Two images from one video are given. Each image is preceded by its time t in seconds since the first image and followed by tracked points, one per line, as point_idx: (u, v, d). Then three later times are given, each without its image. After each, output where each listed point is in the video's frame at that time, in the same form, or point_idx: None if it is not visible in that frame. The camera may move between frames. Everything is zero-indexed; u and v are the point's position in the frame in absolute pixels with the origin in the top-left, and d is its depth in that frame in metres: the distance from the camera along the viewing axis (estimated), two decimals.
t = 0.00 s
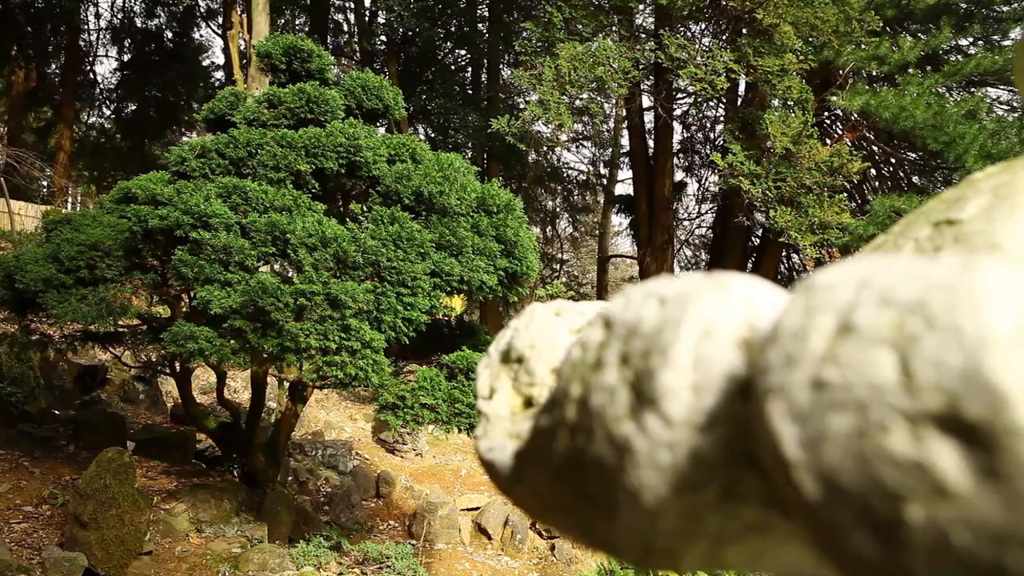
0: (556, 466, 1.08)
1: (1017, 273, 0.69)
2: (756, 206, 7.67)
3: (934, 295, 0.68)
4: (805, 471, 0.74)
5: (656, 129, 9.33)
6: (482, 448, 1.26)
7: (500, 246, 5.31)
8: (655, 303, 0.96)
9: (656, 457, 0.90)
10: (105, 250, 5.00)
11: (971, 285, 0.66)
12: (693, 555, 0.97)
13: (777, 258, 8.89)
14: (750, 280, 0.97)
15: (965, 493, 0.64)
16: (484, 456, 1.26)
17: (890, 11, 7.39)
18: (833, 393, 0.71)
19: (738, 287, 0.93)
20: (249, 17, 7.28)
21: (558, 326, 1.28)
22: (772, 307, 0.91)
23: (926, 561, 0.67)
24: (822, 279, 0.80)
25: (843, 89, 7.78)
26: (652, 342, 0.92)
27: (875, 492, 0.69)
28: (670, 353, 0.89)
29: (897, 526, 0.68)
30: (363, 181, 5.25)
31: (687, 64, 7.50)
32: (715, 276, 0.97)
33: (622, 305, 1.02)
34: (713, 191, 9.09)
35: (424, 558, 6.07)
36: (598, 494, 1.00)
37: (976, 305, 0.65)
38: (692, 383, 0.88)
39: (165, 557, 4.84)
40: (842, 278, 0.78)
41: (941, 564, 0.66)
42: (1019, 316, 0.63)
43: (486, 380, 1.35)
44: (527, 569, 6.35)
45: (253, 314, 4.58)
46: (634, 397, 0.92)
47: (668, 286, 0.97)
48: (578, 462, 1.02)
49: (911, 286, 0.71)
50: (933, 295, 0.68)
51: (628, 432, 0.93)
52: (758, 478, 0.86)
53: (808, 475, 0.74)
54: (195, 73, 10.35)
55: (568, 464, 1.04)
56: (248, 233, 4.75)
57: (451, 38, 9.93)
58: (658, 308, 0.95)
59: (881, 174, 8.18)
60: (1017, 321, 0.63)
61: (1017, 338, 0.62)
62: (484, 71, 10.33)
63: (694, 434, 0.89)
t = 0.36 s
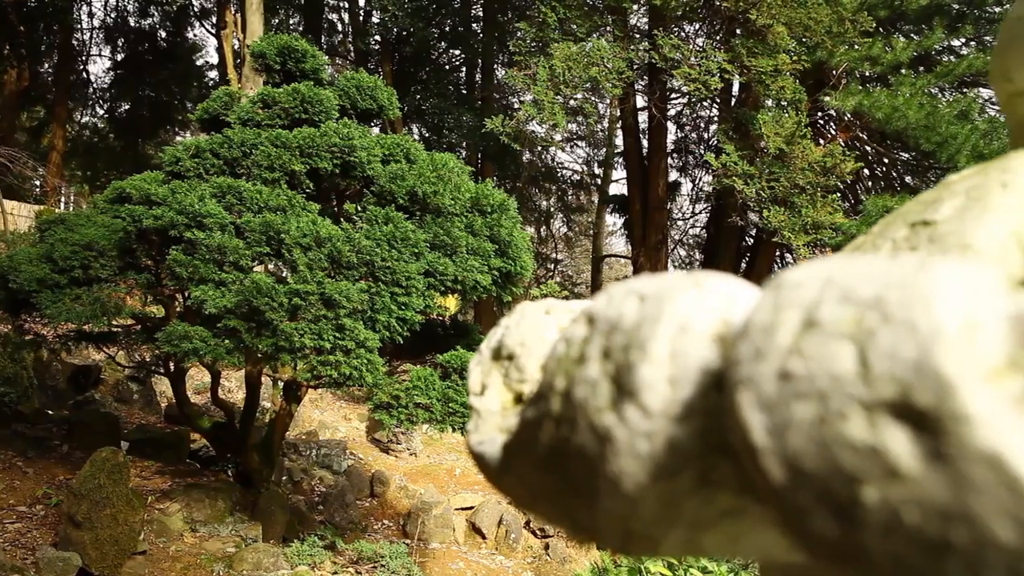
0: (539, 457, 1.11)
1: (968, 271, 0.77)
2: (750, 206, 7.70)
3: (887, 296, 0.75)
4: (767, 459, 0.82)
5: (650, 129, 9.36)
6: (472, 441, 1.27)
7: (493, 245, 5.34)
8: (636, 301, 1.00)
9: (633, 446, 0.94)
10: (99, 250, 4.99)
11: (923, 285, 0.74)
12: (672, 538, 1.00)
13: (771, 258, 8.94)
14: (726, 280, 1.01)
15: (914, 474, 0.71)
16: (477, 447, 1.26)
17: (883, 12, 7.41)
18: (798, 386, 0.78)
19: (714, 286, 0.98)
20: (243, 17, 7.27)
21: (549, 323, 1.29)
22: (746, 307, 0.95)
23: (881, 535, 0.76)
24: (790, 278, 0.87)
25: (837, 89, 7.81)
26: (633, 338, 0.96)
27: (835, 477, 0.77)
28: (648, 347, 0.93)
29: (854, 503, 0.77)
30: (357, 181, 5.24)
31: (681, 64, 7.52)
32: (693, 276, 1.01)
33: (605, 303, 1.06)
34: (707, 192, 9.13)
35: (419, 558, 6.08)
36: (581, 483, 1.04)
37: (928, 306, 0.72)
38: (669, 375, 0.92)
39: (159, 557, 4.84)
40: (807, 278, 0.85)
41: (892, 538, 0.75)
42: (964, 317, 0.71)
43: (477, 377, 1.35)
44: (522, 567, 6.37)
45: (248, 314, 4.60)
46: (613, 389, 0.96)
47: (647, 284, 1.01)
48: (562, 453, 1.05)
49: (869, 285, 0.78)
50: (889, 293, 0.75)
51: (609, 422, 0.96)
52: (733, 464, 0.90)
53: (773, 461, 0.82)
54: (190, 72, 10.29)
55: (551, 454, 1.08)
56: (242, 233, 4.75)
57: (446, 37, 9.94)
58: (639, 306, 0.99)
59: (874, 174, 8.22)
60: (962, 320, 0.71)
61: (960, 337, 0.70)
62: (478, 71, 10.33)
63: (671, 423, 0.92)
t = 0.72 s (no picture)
0: (525, 448, 1.08)
1: (927, 273, 0.76)
2: (743, 206, 7.73)
3: (854, 291, 0.74)
4: (738, 449, 0.79)
5: (643, 129, 9.37)
6: (464, 437, 1.22)
7: (487, 245, 5.35)
8: (619, 299, 0.98)
9: (614, 438, 0.91)
10: (93, 250, 4.98)
11: (883, 280, 0.73)
12: (651, 528, 0.96)
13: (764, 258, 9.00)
14: (706, 280, 0.99)
15: (874, 462, 0.69)
16: (470, 443, 1.21)
17: (876, 13, 7.45)
18: (764, 376, 0.76)
19: (693, 284, 0.96)
20: (236, 17, 7.26)
21: (539, 320, 1.24)
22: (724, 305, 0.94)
23: (842, 521, 0.73)
24: (762, 277, 0.84)
25: (829, 90, 7.85)
26: (614, 334, 0.94)
27: (801, 465, 0.74)
28: (629, 343, 0.92)
29: (818, 492, 0.74)
30: (351, 181, 5.25)
31: (675, 64, 7.55)
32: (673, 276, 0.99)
33: (588, 300, 1.03)
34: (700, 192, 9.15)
35: (413, 558, 6.09)
36: (564, 475, 1.01)
37: (888, 302, 0.71)
38: (649, 371, 0.90)
39: (153, 557, 4.84)
40: (776, 277, 0.83)
41: (854, 523, 0.72)
42: (921, 311, 0.70)
43: (469, 375, 1.29)
44: (516, 567, 6.39)
45: (241, 314, 4.60)
46: (597, 383, 0.94)
47: (630, 284, 1.00)
48: (547, 448, 1.02)
49: (837, 281, 0.76)
50: (853, 292, 0.73)
51: (592, 415, 0.94)
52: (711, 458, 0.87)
53: (743, 452, 0.79)
54: (182, 71, 10.32)
55: (535, 447, 1.05)
56: (235, 233, 4.75)
57: (440, 37, 9.96)
58: (622, 304, 0.97)
59: (866, 174, 8.27)
60: (920, 314, 0.70)
61: (918, 330, 0.69)
62: (472, 71, 10.33)
63: (651, 417, 0.90)
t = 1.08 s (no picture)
0: (517, 443, 1.10)
1: (902, 274, 0.80)
2: (738, 206, 7.74)
3: (826, 291, 0.78)
4: (719, 441, 0.83)
5: (639, 130, 9.39)
6: (458, 434, 1.23)
7: (482, 245, 5.37)
8: (606, 297, 1.00)
9: (601, 432, 0.93)
10: (88, 250, 4.98)
11: (857, 281, 0.77)
12: (636, 519, 0.98)
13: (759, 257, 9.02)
14: (692, 280, 1.01)
15: (845, 452, 0.74)
16: (465, 441, 1.22)
17: (870, 14, 7.48)
18: (743, 370, 0.81)
19: (679, 284, 0.99)
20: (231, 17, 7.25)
21: (531, 320, 1.24)
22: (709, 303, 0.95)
23: (815, 508, 0.78)
24: (741, 278, 0.89)
25: (824, 90, 7.88)
26: (600, 332, 0.96)
27: (776, 455, 0.79)
28: (614, 340, 0.93)
29: (794, 481, 0.79)
30: (347, 181, 5.26)
31: (670, 64, 7.56)
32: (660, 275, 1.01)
33: (577, 299, 1.05)
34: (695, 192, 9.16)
35: (408, 558, 6.10)
36: (555, 469, 1.03)
37: (859, 302, 0.75)
38: (633, 366, 0.92)
39: (148, 557, 4.84)
40: (755, 278, 0.87)
41: (825, 511, 0.77)
42: (890, 309, 0.75)
43: (462, 373, 1.29)
44: (511, 567, 6.41)
45: (237, 314, 4.60)
46: (584, 378, 0.96)
47: (619, 282, 1.02)
48: (537, 443, 1.04)
49: (813, 282, 0.80)
50: (827, 290, 0.78)
51: (579, 410, 0.95)
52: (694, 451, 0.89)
53: (724, 444, 0.83)
54: (178, 71, 10.29)
55: (527, 441, 1.07)
56: (231, 233, 4.75)
57: (435, 37, 10.01)
58: (609, 302, 0.99)
59: (861, 175, 8.30)
60: (890, 312, 0.74)
61: (887, 326, 0.73)
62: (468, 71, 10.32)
63: (636, 411, 0.91)
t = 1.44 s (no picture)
0: (507, 435, 1.05)
1: (871, 272, 0.79)
2: (734, 206, 7.76)
3: (798, 287, 0.76)
4: (694, 431, 0.80)
5: (634, 130, 9.40)
6: (451, 428, 1.18)
7: (478, 245, 5.39)
8: (591, 295, 0.97)
9: (586, 424, 0.90)
10: (85, 250, 4.97)
11: (823, 277, 0.76)
12: (621, 508, 0.95)
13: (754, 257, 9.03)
14: (679, 278, 0.98)
15: (812, 440, 0.72)
16: (458, 436, 1.16)
17: (865, 14, 7.52)
18: (717, 363, 0.78)
19: (663, 282, 0.95)
20: (227, 17, 7.25)
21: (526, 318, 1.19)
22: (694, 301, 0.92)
23: (784, 494, 0.75)
24: (718, 275, 0.86)
25: (819, 90, 7.91)
26: (587, 327, 0.93)
27: (747, 444, 0.76)
28: (599, 335, 0.90)
29: (763, 468, 0.76)
30: (343, 181, 5.26)
31: (665, 65, 7.57)
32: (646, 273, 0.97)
33: (564, 297, 1.02)
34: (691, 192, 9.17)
35: (405, 557, 6.11)
36: (540, 462, 1.00)
37: (827, 296, 0.73)
38: (617, 361, 0.89)
39: (145, 557, 4.85)
40: (731, 275, 0.85)
41: (794, 496, 0.75)
42: (859, 304, 0.73)
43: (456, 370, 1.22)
44: (507, 566, 6.42)
45: (233, 314, 4.61)
46: (571, 372, 0.92)
47: (605, 281, 0.98)
48: (525, 436, 1.00)
49: (785, 278, 0.78)
50: (798, 287, 0.76)
51: (564, 402, 0.92)
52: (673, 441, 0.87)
53: (698, 434, 0.80)
54: (174, 71, 10.26)
55: (515, 434, 1.03)
56: (228, 233, 4.75)
57: (431, 37, 10.06)
58: (594, 300, 0.95)
59: (856, 175, 8.32)
60: (857, 310, 0.72)
61: (854, 325, 0.71)
62: (464, 72, 10.33)
63: (618, 404, 0.88)
